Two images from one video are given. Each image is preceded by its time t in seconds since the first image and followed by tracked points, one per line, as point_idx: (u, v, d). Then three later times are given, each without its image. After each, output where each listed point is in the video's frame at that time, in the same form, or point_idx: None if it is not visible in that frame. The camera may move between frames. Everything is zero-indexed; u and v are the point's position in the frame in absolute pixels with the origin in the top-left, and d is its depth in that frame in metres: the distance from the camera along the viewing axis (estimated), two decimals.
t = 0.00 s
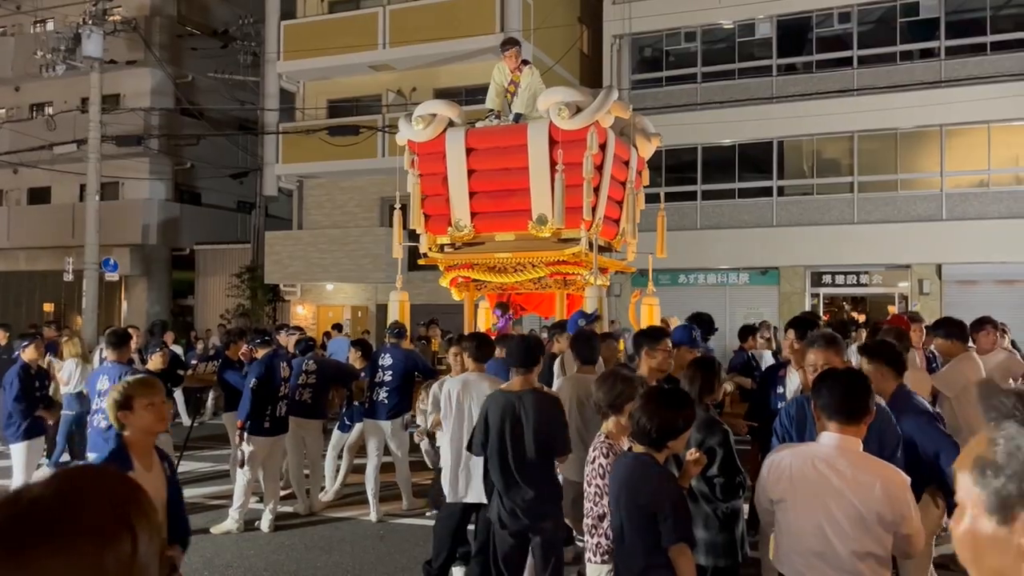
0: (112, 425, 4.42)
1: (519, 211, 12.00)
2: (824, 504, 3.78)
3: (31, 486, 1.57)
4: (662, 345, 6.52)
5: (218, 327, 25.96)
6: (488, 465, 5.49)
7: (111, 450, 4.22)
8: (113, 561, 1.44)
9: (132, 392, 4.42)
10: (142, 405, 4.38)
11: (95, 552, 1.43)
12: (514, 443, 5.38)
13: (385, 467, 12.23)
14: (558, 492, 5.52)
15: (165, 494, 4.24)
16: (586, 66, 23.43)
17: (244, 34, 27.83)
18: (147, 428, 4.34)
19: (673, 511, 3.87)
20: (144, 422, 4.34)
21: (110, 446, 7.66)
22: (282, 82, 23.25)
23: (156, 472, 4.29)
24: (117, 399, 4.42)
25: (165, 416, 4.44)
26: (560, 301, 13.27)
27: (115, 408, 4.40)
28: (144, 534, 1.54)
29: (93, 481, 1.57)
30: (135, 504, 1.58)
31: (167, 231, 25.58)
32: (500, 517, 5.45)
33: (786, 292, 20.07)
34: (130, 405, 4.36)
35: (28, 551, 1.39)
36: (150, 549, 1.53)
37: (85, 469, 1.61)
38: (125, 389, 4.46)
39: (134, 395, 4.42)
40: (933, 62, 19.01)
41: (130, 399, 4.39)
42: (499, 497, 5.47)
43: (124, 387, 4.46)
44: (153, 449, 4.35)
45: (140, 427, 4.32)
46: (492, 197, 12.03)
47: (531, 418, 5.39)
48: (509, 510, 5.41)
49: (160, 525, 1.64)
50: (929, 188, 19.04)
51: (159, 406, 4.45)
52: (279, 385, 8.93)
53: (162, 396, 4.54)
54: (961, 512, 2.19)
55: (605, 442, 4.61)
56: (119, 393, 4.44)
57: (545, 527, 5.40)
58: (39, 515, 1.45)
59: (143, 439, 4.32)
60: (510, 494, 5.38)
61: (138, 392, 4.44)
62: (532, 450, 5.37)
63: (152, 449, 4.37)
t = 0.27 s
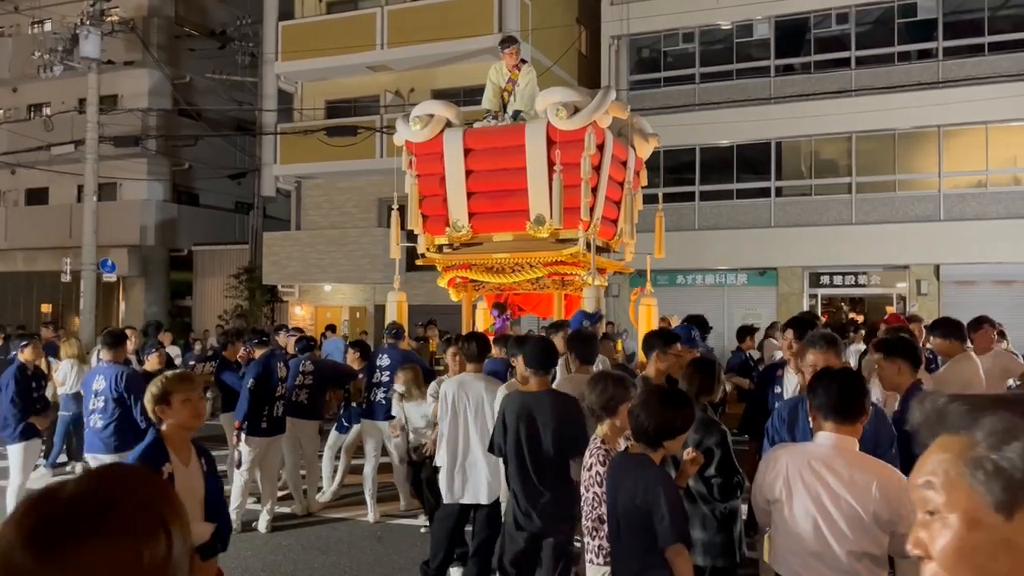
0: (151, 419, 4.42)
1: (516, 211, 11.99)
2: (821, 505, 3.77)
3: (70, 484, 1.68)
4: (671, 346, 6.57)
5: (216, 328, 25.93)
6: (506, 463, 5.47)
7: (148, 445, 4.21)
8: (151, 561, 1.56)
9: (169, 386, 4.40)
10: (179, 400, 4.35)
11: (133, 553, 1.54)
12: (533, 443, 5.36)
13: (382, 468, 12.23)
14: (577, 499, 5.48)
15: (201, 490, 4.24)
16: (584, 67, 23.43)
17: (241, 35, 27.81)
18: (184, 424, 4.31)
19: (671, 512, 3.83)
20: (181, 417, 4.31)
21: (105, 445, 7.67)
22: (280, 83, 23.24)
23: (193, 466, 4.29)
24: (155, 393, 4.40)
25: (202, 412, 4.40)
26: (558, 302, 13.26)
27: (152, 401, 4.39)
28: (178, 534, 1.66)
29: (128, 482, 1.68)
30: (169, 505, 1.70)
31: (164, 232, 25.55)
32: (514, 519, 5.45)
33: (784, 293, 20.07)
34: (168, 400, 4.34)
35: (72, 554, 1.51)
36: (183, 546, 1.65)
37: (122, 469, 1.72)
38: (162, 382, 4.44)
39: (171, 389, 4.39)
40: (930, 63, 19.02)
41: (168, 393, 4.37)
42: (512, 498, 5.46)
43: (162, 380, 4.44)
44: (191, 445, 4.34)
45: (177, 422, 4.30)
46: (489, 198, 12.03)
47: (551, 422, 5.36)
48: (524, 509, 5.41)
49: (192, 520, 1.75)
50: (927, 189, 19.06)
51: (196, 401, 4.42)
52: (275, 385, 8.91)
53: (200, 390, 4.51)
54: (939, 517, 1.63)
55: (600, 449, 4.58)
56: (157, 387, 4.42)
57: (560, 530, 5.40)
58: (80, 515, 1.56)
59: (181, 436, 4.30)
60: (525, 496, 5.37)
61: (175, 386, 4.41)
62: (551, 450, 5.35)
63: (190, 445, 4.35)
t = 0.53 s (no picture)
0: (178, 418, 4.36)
1: (515, 213, 12.00)
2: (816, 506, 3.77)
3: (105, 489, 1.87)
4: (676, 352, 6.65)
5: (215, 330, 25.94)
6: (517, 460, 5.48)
7: (174, 446, 4.14)
8: (174, 562, 1.74)
9: (196, 387, 4.30)
10: (205, 401, 4.26)
11: (158, 555, 1.72)
12: (545, 443, 5.37)
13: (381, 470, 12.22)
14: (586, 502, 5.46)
15: (227, 493, 4.19)
16: (582, 68, 23.43)
17: (241, 37, 27.75)
18: (211, 425, 4.23)
19: (670, 513, 3.85)
20: (208, 419, 4.22)
21: (104, 448, 7.64)
22: (279, 85, 23.25)
23: (219, 467, 4.24)
24: (182, 393, 4.32)
25: (230, 412, 4.31)
26: (557, 303, 13.26)
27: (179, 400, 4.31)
28: (200, 539, 1.84)
29: (159, 488, 1.86)
30: (193, 512, 1.88)
31: (163, 234, 25.56)
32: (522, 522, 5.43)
33: (783, 294, 20.08)
34: (194, 401, 4.25)
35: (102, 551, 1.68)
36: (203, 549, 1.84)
37: (152, 476, 1.90)
38: (190, 382, 4.35)
39: (198, 390, 4.29)
40: (929, 64, 19.02)
41: (195, 394, 4.28)
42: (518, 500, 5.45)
43: (189, 380, 4.35)
44: (218, 447, 4.27)
45: (203, 424, 4.22)
46: (489, 200, 12.05)
47: (560, 423, 5.39)
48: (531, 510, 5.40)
49: (212, 527, 1.94)
50: (926, 190, 19.06)
51: (224, 402, 4.32)
52: (272, 387, 8.90)
53: (228, 390, 4.41)
54: (813, 523, 1.62)
55: (597, 450, 4.56)
56: (184, 387, 4.33)
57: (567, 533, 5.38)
58: (112, 517, 1.75)
59: (207, 437, 4.23)
60: (531, 498, 5.36)
61: (202, 387, 4.32)
62: (562, 452, 5.36)
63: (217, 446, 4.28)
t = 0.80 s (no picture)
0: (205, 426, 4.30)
1: (514, 216, 12.02)
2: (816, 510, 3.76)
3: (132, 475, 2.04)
4: (674, 350, 6.71)
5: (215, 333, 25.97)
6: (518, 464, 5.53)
7: (201, 455, 4.09)
8: (181, 549, 1.88)
9: (224, 398, 4.22)
10: (233, 411, 4.19)
11: (167, 539, 1.86)
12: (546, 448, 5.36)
13: (380, 473, 12.24)
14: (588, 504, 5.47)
15: (254, 504, 4.18)
16: (581, 71, 23.44)
17: (241, 40, 27.82)
18: (239, 438, 4.17)
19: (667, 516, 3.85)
20: (235, 431, 4.16)
21: (103, 451, 7.66)
22: (279, 88, 23.29)
23: (245, 478, 4.21)
24: (208, 402, 4.24)
25: (257, 423, 4.24)
26: (556, 306, 13.28)
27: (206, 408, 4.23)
28: (204, 531, 1.98)
29: (174, 483, 2.02)
30: (202, 507, 2.02)
31: (163, 237, 25.61)
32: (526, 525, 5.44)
33: (783, 296, 20.10)
34: (222, 410, 4.18)
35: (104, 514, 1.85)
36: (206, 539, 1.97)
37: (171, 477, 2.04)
38: (216, 392, 4.27)
39: (225, 400, 4.21)
40: (928, 66, 19.02)
41: (221, 403, 4.21)
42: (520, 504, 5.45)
43: (217, 390, 4.27)
44: (245, 457, 4.23)
45: (230, 434, 4.16)
46: (488, 203, 12.07)
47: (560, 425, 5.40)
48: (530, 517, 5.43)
49: (219, 522, 2.08)
50: (925, 192, 19.07)
51: (251, 412, 4.25)
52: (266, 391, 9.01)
53: (255, 400, 4.33)
54: (651, 537, 1.82)
55: (594, 454, 4.58)
56: (212, 395, 4.26)
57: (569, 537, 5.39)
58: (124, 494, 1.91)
59: (235, 449, 4.19)
60: (532, 500, 5.37)
61: (229, 396, 4.25)
62: (564, 455, 5.37)
63: (244, 456, 4.24)
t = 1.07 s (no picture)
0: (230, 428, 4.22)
1: (514, 218, 12.02)
2: (817, 512, 3.76)
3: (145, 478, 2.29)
4: (673, 346, 6.63)
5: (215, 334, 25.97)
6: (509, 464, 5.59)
7: (229, 460, 4.00)
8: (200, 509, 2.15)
9: (248, 399, 4.14)
10: (257, 412, 4.10)
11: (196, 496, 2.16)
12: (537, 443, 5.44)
13: (380, 475, 12.23)
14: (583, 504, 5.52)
15: (285, 508, 4.09)
16: (582, 73, 23.44)
17: (241, 42, 27.85)
18: (266, 440, 4.07)
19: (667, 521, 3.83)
20: (261, 433, 4.06)
21: (102, 454, 7.66)
22: (279, 90, 23.30)
23: (275, 482, 4.10)
24: (232, 404, 4.17)
25: (282, 424, 4.14)
26: (556, 308, 13.27)
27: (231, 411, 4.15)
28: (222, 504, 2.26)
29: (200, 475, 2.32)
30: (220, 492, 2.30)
31: (164, 239, 25.62)
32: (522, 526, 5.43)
33: (783, 298, 20.09)
34: (247, 412, 4.10)
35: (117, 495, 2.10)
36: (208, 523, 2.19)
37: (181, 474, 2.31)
38: (239, 393, 4.19)
39: (249, 401, 4.13)
40: (928, 67, 19.01)
41: (246, 404, 4.13)
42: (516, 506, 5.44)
43: (240, 391, 4.19)
44: (272, 461, 4.13)
45: (256, 438, 4.06)
46: (488, 204, 12.07)
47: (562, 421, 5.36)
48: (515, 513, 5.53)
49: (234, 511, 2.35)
50: (925, 193, 19.07)
51: (276, 412, 4.16)
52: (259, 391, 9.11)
53: (279, 400, 4.24)
54: (532, 538, 1.83)
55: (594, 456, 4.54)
56: (236, 396, 4.18)
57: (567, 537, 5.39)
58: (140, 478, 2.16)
59: (263, 452, 4.09)
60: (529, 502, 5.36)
61: (253, 397, 4.16)
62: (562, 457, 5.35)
63: (272, 460, 4.14)
